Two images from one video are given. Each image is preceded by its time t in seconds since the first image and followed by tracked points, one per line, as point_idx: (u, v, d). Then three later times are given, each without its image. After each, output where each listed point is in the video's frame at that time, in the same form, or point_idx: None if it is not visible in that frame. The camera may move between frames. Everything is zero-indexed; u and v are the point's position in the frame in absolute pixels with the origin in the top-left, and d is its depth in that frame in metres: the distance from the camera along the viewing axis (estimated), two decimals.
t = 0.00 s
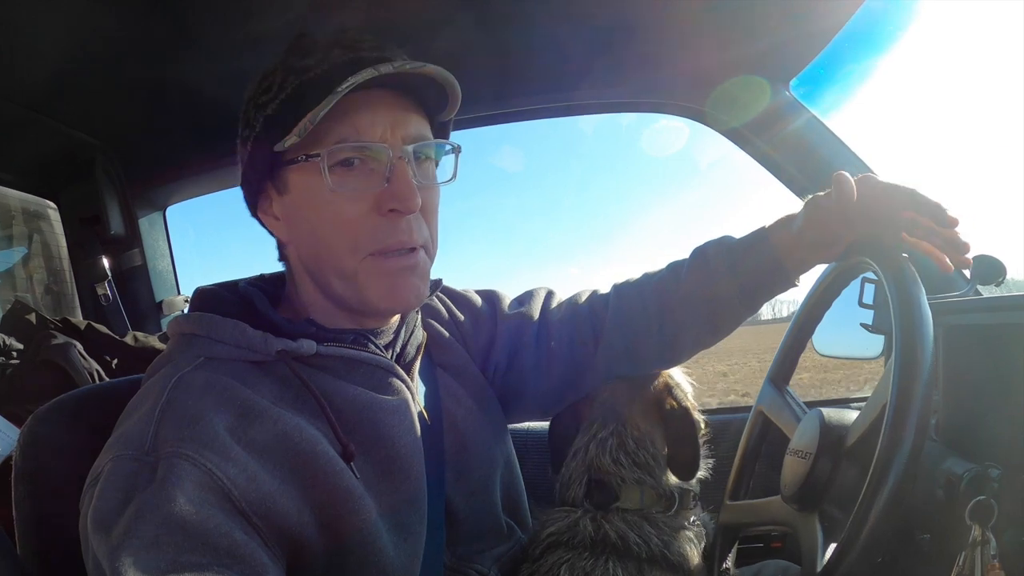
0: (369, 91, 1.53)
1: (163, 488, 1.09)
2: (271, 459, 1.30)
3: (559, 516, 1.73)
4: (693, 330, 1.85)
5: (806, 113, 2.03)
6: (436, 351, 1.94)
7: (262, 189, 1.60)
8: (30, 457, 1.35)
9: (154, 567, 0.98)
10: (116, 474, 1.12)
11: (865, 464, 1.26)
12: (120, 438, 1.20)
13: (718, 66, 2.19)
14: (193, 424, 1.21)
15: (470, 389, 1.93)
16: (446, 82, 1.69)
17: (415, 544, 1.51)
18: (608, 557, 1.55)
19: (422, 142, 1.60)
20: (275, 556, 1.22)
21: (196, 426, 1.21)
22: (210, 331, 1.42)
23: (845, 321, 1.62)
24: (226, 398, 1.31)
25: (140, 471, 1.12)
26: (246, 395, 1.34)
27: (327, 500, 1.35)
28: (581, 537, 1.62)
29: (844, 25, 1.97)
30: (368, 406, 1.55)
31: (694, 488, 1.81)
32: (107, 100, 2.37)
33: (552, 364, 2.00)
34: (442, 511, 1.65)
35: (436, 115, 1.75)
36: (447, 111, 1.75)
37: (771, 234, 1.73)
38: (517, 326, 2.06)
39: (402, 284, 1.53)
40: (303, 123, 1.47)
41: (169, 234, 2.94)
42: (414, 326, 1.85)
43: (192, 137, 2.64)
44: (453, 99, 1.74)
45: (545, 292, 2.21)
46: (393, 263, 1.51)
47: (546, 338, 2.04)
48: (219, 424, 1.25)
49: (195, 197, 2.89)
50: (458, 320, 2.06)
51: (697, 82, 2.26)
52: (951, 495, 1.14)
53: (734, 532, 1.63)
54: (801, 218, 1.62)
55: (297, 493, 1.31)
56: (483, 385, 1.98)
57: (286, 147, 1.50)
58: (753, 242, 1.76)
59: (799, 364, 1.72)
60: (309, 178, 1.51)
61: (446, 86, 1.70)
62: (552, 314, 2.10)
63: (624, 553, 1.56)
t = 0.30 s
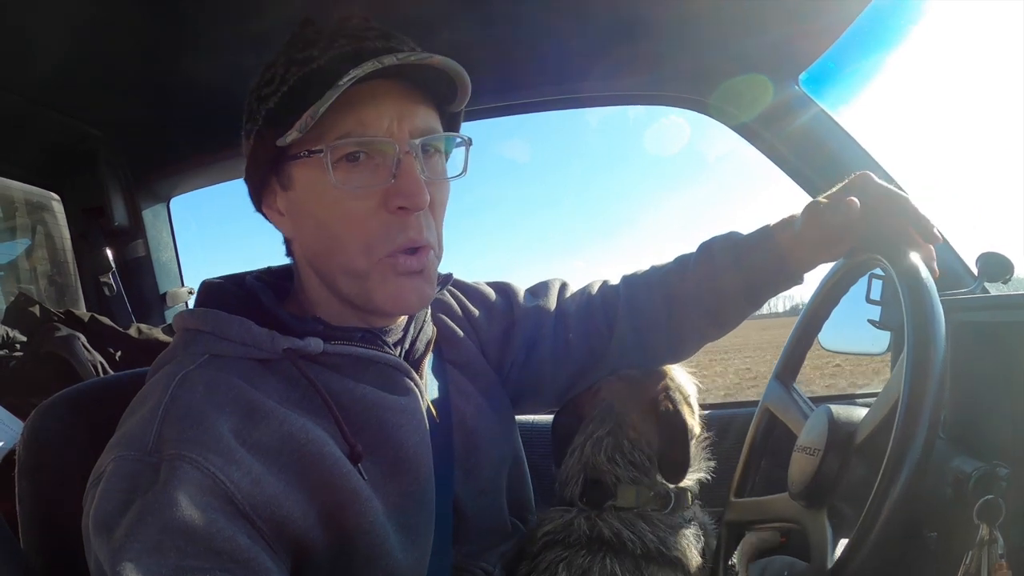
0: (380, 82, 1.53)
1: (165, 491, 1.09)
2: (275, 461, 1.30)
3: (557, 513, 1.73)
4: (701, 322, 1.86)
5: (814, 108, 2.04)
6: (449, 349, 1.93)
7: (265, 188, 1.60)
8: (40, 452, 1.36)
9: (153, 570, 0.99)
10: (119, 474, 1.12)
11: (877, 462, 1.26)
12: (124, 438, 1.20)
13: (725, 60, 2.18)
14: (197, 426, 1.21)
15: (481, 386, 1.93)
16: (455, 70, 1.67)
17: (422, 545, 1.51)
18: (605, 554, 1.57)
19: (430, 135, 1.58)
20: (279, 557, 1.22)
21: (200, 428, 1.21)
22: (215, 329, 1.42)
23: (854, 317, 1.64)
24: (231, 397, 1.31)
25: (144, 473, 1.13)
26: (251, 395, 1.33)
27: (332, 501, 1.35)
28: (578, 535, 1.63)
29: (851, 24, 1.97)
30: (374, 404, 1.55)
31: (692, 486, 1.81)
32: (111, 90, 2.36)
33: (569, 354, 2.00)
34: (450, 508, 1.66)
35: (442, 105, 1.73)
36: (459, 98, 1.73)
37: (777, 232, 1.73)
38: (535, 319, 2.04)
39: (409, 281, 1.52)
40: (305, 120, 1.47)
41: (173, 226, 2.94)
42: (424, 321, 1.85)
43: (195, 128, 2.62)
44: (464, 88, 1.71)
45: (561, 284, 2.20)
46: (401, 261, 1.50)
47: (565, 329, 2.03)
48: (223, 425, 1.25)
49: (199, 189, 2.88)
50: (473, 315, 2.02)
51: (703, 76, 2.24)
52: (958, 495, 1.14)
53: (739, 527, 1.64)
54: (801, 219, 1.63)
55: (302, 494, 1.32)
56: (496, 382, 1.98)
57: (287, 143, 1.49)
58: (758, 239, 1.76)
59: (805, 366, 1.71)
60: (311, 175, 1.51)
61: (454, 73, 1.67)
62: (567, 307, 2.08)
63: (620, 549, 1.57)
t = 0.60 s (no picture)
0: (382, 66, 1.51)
1: (152, 491, 1.08)
2: (264, 456, 1.29)
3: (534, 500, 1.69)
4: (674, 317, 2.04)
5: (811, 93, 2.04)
6: (445, 339, 1.95)
7: (275, 160, 1.56)
8: (27, 443, 1.35)
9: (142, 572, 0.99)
10: (106, 473, 1.11)
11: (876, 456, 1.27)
12: (110, 432, 1.19)
13: (720, 42, 2.14)
14: (184, 422, 1.20)
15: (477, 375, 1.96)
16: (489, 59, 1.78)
17: (416, 541, 1.51)
18: (584, 537, 1.53)
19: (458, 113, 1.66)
20: (268, 555, 1.22)
21: (188, 424, 1.20)
22: (204, 320, 1.41)
23: (846, 300, 1.68)
24: (220, 392, 1.29)
25: (130, 471, 1.11)
26: (239, 388, 1.32)
27: (324, 497, 1.35)
28: (556, 520, 1.59)
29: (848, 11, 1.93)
30: (366, 396, 1.54)
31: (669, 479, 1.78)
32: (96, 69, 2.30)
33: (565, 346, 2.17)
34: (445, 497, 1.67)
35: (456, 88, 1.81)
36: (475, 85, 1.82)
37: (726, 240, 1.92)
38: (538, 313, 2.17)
39: (441, 249, 1.60)
40: (371, 81, 1.50)
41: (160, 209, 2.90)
42: (416, 308, 1.85)
43: (183, 109, 2.57)
44: (478, 80, 1.82)
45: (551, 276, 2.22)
46: (436, 227, 1.59)
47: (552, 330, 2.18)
48: (212, 421, 1.24)
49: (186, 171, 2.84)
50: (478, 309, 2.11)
51: (699, 59, 2.19)
52: (951, 487, 1.15)
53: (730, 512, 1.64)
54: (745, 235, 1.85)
55: (292, 490, 1.31)
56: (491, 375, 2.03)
57: (345, 100, 1.49)
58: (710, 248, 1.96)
59: (801, 349, 1.74)
60: (356, 139, 1.51)
61: (483, 63, 1.78)
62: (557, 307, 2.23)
63: (598, 533, 1.54)
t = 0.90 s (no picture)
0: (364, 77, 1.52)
1: (151, 503, 1.10)
2: (263, 466, 1.30)
3: (523, 510, 1.67)
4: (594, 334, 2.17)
5: (778, 92, 2.10)
6: (435, 357, 1.98)
7: (274, 176, 1.56)
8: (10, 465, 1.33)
9: None
10: (103, 482, 1.13)
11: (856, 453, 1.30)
12: (108, 441, 1.21)
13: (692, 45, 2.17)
14: (182, 433, 1.22)
15: (462, 387, 1.98)
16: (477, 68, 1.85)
17: (411, 552, 1.51)
18: (575, 551, 1.54)
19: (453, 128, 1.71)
20: (268, 566, 1.23)
21: (186, 435, 1.22)
22: (200, 330, 1.42)
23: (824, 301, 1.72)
24: (218, 402, 1.31)
25: (130, 480, 1.14)
26: (237, 399, 1.34)
27: (321, 508, 1.36)
28: (547, 531, 1.58)
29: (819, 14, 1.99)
30: (363, 408, 1.54)
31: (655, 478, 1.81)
32: (68, 80, 2.27)
33: (534, 366, 2.23)
34: (437, 507, 1.67)
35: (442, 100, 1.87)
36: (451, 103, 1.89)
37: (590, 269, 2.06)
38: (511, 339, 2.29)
39: (439, 250, 1.61)
40: (377, 97, 1.55)
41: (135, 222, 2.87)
42: (407, 324, 1.88)
43: (157, 120, 2.55)
44: (465, 92, 1.89)
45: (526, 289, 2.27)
46: (433, 234, 1.60)
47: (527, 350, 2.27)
48: (210, 432, 1.25)
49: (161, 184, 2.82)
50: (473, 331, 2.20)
51: (675, 62, 2.22)
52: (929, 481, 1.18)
53: (714, 513, 1.64)
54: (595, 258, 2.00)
55: (290, 500, 1.33)
56: (478, 391, 2.04)
57: (351, 116, 1.52)
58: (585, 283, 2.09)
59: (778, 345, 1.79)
60: (357, 151, 1.53)
61: (467, 81, 1.87)
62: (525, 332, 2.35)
63: (592, 546, 1.55)
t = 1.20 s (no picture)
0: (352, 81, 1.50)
1: (146, 506, 1.07)
2: (261, 469, 1.27)
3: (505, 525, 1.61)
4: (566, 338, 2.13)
5: (771, 84, 2.08)
6: (430, 369, 1.97)
7: (281, 182, 1.52)
8: None
9: None
10: (98, 487, 1.10)
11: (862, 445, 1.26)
12: (104, 447, 1.18)
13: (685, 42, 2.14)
14: (178, 436, 1.19)
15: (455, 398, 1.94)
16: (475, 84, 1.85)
17: (408, 554, 1.48)
18: (561, 562, 1.45)
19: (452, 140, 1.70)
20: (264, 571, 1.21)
21: (182, 438, 1.19)
22: (194, 335, 1.40)
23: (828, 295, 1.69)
24: (214, 405, 1.29)
25: (125, 485, 1.11)
26: (233, 402, 1.31)
27: (319, 511, 1.33)
28: (530, 544, 1.50)
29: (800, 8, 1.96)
30: (357, 412, 1.51)
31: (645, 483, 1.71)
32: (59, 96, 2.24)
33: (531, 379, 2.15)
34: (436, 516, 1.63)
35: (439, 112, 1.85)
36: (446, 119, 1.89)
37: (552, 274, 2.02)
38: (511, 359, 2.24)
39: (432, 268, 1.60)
40: (386, 106, 1.55)
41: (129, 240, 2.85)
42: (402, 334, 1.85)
43: (150, 135, 2.53)
44: (459, 109, 1.89)
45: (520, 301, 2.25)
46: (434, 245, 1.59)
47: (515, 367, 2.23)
48: (207, 435, 1.23)
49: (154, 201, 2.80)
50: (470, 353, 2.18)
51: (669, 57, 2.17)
52: (942, 472, 1.13)
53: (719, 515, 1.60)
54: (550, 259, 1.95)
55: (288, 504, 1.30)
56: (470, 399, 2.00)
57: (361, 124, 1.51)
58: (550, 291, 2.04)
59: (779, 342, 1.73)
60: (361, 161, 1.51)
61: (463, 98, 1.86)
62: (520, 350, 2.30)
63: (580, 557, 1.45)
